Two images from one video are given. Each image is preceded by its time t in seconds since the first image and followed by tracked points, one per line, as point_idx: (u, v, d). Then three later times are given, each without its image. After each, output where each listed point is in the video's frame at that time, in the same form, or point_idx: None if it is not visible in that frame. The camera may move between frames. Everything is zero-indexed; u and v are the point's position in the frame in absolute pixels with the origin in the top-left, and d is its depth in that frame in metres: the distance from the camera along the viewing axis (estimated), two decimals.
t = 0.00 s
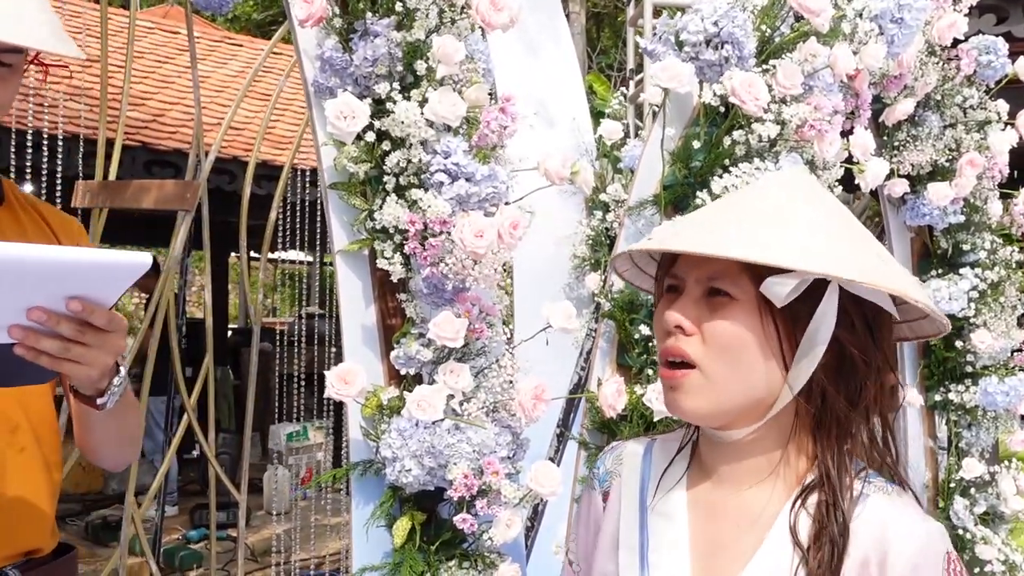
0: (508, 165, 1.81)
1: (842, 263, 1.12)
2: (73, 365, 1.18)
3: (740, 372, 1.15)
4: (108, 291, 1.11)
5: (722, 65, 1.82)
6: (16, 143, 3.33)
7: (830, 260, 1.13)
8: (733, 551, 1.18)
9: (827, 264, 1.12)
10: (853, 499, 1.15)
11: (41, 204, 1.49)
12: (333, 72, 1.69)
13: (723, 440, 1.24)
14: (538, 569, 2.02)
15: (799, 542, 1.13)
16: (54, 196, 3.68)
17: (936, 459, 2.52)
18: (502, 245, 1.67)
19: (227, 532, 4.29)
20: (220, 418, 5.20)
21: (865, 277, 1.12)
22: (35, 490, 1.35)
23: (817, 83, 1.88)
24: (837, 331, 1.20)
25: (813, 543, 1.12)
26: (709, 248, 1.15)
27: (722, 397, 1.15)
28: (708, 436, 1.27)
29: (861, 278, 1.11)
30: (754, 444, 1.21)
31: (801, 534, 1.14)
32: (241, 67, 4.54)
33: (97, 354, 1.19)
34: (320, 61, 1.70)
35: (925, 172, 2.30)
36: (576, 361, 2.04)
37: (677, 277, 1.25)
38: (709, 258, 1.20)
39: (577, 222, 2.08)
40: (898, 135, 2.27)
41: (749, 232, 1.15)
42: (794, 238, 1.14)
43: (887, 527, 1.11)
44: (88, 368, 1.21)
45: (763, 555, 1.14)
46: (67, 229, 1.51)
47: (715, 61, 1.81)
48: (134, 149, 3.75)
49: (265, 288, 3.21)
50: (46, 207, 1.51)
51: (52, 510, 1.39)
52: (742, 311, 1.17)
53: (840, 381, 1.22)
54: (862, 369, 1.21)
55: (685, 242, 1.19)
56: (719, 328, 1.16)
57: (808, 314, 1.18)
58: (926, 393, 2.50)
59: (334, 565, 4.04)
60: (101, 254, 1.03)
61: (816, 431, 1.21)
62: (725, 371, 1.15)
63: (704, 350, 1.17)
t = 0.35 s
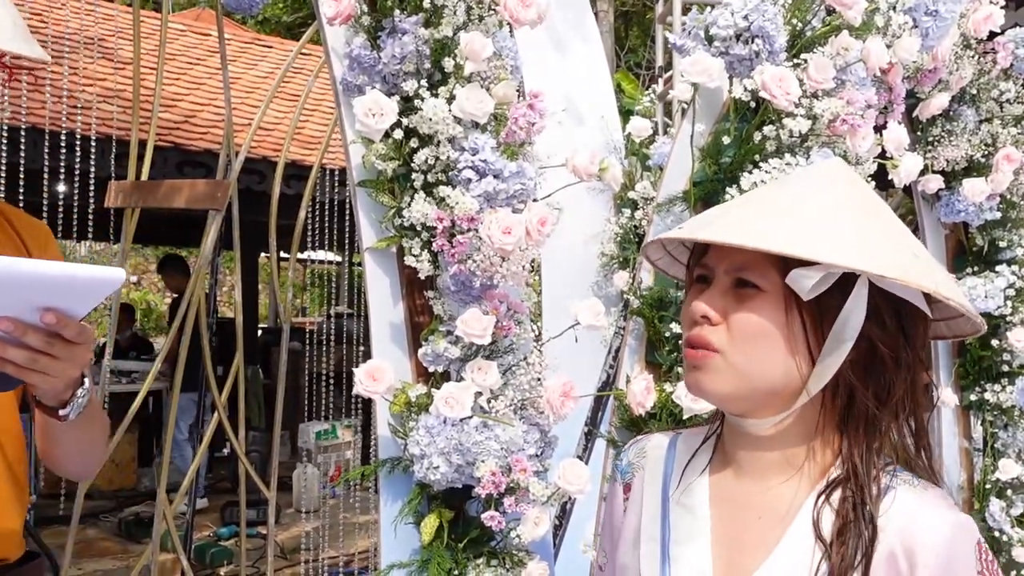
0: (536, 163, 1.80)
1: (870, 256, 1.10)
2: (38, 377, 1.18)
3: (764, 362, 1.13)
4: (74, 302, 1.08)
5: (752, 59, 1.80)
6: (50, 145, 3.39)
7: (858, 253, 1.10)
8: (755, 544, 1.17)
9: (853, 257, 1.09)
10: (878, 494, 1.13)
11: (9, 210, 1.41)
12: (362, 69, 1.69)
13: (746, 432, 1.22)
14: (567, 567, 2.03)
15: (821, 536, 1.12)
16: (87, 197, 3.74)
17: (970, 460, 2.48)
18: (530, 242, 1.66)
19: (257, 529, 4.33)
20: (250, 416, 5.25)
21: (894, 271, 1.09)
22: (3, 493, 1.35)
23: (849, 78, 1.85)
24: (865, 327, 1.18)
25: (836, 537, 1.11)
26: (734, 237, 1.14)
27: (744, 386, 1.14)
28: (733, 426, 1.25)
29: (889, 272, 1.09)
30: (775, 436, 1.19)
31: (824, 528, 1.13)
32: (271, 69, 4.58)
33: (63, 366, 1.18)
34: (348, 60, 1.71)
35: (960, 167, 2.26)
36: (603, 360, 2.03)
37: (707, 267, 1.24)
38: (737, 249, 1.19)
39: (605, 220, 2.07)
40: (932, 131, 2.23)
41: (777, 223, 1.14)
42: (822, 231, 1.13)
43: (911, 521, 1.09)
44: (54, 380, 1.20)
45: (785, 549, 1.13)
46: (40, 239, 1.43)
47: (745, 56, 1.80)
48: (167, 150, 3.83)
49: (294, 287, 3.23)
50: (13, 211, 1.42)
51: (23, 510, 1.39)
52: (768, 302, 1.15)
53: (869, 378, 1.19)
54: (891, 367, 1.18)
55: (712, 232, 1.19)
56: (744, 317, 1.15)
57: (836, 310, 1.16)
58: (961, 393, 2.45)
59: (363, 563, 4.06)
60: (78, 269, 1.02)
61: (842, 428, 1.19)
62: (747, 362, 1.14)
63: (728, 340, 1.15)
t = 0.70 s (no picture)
0: (554, 164, 1.80)
1: (900, 250, 1.11)
2: (28, 400, 1.12)
3: (798, 360, 1.14)
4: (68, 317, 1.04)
5: (770, 60, 1.80)
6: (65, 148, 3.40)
7: (891, 248, 1.11)
8: (793, 537, 1.17)
9: (885, 251, 1.10)
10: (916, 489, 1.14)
11: (12, 210, 1.31)
12: (380, 72, 1.70)
13: (784, 429, 1.23)
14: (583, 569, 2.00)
15: (859, 527, 1.13)
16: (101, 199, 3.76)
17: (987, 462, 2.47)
18: (548, 243, 1.66)
19: (270, 529, 4.34)
20: (262, 417, 5.26)
21: (928, 263, 1.10)
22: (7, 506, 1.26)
23: (867, 78, 1.86)
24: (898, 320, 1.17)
25: (873, 529, 1.12)
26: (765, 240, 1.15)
27: (781, 385, 1.15)
28: (771, 423, 1.26)
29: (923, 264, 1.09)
30: (816, 433, 1.20)
31: (862, 520, 1.14)
32: (283, 70, 4.59)
33: (55, 385, 1.13)
34: (367, 62, 1.72)
35: (977, 168, 2.25)
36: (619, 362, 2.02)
37: (739, 271, 1.25)
38: (766, 251, 1.20)
39: (618, 221, 2.05)
40: (948, 131, 2.22)
41: (802, 224, 1.15)
42: (853, 227, 1.13)
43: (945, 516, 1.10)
44: (44, 401, 1.13)
45: (824, 541, 1.14)
46: (47, 243, 1.34)
47: (763, 57, 1.80)
48: (180, 151, 3.85)
49: (308, 289, 3.24)
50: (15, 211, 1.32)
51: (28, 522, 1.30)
52: (801, 301, 1.16)
53: (902, 370, 1.19)
54: (925, 360, 1.18)
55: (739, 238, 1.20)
56: (779, 316, 1.15)
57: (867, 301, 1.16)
58: (977, 394, 2.45)
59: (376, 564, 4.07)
60: (60, 282, 0.96)
61: (877, 423, 1.20)
62: (781, 361, 1.15)
63: (762, 341, 1.16)
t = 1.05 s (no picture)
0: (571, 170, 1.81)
1: (906, 251, 1.12)
2: (65, 414, 1.16)
3: (806, 361, 1.16)
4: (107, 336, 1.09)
5: (785, 66, 1.81)
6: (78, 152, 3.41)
7: (898, 249, 1.13)
8: (811, 552, 1.18)
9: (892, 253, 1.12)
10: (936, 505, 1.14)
11: (33, 218, 1.31)
12: (398, 78, 1.71)
13: (797, 439, 1.24)
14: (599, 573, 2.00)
15: (881, 545, 1.14)
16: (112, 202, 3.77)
17: (998, 465, 2.47)
18: (566, 249, 1.67)
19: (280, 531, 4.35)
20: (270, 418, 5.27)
21: (936, 266, 1.11)
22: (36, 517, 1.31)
23: (882, 84, 1.87)
24: (906, 327, 1.18)
25: (896, 546, 1.13)
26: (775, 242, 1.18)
27: (789, 386, 1.16)
28: (785, 434, 1.27)
29: (930, 266, 1.11)
30: (826, 439, 1.21)
31: (884, 537, 1.15)
32: (291, 73, 4.61)
33: (94, 403, 1.18)
34: (385, 68, 1.73)
35: (988, 171, 2.26)
36: (631, 366, 2.04)
37: (754, 278, 1.27)
38: (779, 255, 1.22)
39: (630, 225, 2.05)
40: (960, 135, 2.22)
41: (812, 227, 1.18)
42: (862, 229, 1.15)
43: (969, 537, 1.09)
44: (83, 417, 1.18)
45: (843, 558, 1.15)
46: (70, 257, 1.34)
47: (778, 63, 1.80)
48: (190, 154, 3.86)
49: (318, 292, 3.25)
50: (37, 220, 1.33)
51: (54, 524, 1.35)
52: (810, 304, 1.18)
53: (913, 379, 1.20)
54: (934, 369, 1.19)
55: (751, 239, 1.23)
56: (788, 319, 1.17)
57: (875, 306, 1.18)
58: (987, 397, 2.45)
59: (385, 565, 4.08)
60: (95, 300, 1.00)
61: (891, 433, 1.20)
62: (790, 362, 1.16)
63: (770, 342, 1.18)
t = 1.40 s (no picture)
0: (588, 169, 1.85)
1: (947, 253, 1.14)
2: (129, 403, 1.16)
3: (847, 357, 1.18)
4: (176, 328, 1.09)
5: (798, 66, 1.83)
6: (91, 151, 3.42)
7: (938, 253, 1.15)
8: (839, 533, 1.20)
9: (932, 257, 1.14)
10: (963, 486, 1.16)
11: (70, 216, 1.35)
12: (418, 78, 1.73)
13: (827, 427, 1.26)
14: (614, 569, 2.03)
15: (910, 525, 1.16)
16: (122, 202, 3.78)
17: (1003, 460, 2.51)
18: (585, 246, 1.70)
19: (289, 529, 4.37)
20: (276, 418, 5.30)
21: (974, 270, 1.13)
22: (77, 493, 1.27)
23: (894, 83, 1.89)
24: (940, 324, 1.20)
25: (924, 526, 1.15)
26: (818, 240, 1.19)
27: (828, 381, 1.18)
28: (814, 421, 1.29)
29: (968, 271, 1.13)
30: (857, 428, 1.23)
31: (911, 518, 1.17)
32: (296, 73, 4.64)
33: (156, 393, 1.17)
34: (404, 68, 1.76)
35: (995, 170, 2.28)
36: (645, 361, 2.06)
37: (788, 270, 1.28)
38: (819, 251, 1.23)
39: (640, 224, 2.06)
40: (968, 134, 2.24)
41: (856, 225, 1.19)
42: (902, 230, 1.17)
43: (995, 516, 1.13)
44: (145, 407, 1.19)
45: (872, 538, 1.17)
46: (107, 252, 1.37)
47: (792, 63, 1.83)
48: (200, 154, 3.87)
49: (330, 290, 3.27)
50: (74, 218, 1.36)
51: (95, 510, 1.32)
52: (851, 301, 1.19)
53: (944, 375, 1.22)
54: (966, 363, 1.21)
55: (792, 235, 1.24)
56: (827, 315, 1.19)
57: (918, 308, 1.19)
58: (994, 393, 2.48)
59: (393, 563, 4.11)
60: (183, 293, 1.02)
61: (918, 419, 1.23)
62: (831, 358, 1.18)
63: (812, 337, 1.20)
